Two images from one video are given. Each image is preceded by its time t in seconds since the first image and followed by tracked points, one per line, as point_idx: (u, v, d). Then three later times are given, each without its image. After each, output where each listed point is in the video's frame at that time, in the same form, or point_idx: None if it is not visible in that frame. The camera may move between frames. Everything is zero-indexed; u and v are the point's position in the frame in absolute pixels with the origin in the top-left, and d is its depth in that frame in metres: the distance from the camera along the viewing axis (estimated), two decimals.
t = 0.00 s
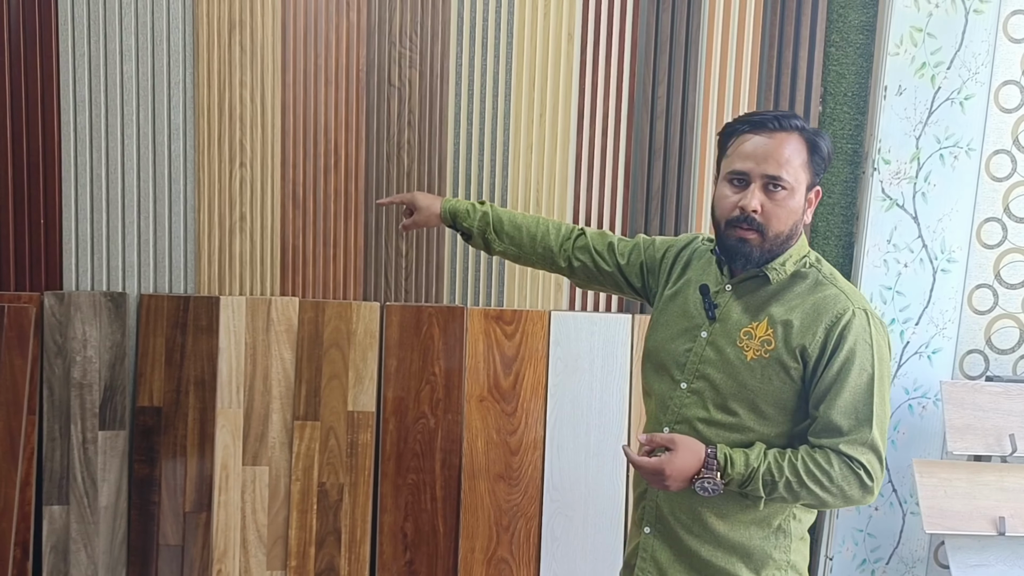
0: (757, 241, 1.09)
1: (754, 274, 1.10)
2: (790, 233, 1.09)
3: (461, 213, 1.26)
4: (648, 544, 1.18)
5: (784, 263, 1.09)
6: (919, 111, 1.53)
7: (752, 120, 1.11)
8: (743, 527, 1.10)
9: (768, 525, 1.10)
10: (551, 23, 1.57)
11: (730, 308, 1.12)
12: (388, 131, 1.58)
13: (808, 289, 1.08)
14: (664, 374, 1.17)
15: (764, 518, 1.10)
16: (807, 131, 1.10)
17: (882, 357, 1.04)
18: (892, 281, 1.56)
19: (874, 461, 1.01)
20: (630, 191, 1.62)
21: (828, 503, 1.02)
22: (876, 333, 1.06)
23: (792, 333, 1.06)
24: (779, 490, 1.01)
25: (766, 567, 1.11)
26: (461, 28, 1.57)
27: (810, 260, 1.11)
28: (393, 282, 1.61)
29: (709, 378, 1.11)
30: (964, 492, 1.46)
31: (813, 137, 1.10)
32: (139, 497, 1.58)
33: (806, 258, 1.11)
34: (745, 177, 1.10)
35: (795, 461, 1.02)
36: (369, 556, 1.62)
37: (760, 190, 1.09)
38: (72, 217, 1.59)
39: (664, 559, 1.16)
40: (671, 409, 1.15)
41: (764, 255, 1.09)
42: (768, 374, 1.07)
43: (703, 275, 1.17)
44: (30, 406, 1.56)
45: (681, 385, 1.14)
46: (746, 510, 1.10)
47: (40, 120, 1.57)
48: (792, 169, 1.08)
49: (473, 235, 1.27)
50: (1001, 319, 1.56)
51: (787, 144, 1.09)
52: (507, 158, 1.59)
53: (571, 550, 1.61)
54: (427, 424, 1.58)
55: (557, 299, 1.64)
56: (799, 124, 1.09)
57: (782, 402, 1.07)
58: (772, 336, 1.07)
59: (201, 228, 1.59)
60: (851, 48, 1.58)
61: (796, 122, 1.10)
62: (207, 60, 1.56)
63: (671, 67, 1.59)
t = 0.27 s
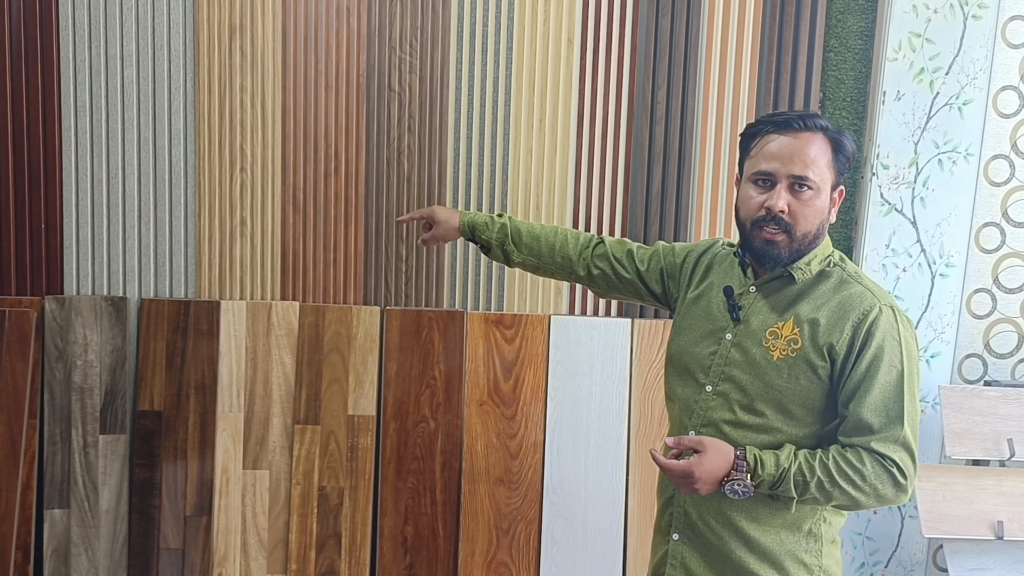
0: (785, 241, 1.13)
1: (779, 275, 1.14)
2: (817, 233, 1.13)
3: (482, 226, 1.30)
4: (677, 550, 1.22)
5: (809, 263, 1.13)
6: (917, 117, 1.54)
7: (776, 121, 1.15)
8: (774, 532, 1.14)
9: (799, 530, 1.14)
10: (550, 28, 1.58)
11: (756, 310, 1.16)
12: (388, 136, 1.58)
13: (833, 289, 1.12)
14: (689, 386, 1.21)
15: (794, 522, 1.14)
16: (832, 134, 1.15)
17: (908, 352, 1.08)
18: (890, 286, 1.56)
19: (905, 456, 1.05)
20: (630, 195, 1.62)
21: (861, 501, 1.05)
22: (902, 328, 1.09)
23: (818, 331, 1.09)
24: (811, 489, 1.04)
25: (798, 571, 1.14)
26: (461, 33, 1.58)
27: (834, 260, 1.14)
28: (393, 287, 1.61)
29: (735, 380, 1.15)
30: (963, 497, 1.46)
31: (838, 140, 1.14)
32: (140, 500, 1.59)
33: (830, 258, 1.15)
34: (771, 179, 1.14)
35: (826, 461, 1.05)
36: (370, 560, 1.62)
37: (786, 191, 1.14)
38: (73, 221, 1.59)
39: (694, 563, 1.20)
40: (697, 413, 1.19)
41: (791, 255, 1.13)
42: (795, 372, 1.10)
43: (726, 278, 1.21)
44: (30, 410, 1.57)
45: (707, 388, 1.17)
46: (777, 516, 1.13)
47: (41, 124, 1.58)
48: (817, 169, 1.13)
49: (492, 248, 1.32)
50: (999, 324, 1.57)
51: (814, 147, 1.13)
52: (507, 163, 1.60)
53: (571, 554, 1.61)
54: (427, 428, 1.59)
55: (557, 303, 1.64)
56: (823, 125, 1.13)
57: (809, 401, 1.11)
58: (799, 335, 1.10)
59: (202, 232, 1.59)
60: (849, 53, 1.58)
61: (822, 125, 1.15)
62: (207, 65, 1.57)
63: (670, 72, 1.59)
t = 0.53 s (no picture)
0: (803, 241, 1.14)
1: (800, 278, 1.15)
2: (836, 232, 1.13)
3: (507, 234, 1.34)
4: (700, 555, 1.24)
5: (828, 266, 1.13)
6: (913, 118, 1.54)
7: (793, 122, 1.15)
8: (798, 538, 1.14)
9: (823, 536, 1.15)
10: (548, 30, 1.58)
11: (776, 315, 1.16)
12: (385, 138, 1.58)
13: (854, 290, 1.12)
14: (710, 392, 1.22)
15: (819, 529, 1.14)
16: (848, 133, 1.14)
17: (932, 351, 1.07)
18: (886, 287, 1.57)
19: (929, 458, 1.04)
20: (627, 197, 1.62)
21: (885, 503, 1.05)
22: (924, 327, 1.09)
23: (838, 334, 1.10)
24: (833, 493, 1.04)
25: None
26: (459, 34, 1.58)
27: (855, 261, 1.14)
28: (390, 288, 1.61)
29: (755, 384, 1.16)
30: (959, 497, 1.46)
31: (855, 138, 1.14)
32: (137, 501, 1.59)
33: (851, 260, 1.15)
34: (789, 180, 1.14)
35: (847, 464, 1.05)
36: (367, 560, 1.63)
37: (804, 192, 1.14)
38: (70, 222, 1.59)
39: (715, 567, 1.22)
40: (720, 418, 1.20)
41: (810, 256, 1.13)
42: (815, 375, 1.11)
43: (747, 281, 1.22)
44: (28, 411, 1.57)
45: (728, 393, 1.19)
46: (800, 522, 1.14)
47: (39, 125, 1.58)
48: (836, 169, 1.12)
49: (517, 257, 1.34)
50: (994, 325, 1.57)
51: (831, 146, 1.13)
52: (504, 164, 1.60)
53: (568, 555, 1.61)
54: (425, 429, 1.59)
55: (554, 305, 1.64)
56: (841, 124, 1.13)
57: (831, 404, 1.11)
58: (818, 338, 1.11)
59: (199, 233, 1.59)
60: (845, 54, 1.58)
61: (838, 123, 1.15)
62: (204, 66, 1.57)
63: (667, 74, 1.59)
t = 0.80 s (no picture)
0: (821, 248, 1.14)
1: (815, 281, 1.16)
2: (853, 237, 1.14)
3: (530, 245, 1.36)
4: (714, 555, 1.27)
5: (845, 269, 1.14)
6: (905, 118, 1.54)
7: (803, 128, 1.16)
8: (810, 541, 1.15)
9: (837, 540, 1.15)
10: (539, 30, 1.58)
11: (791, 317, 1.18)
12: (377, 138, 1.58)
13: (870, 293, 1.12)
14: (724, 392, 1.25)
15: (832, 532, 1.15)
16: (860, 135, 1.14)
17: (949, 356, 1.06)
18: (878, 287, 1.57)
19: (941, 465, 1.04)
20: (619, 197, 1.62)
21: (894, 508, 1.05)
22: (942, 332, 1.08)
23: (852, 337, 1.10)
24: (840, 495, 1.05)
25: None
26: (450, 34, 1.58)
27: (872, 264, 1.14)
28: (382, 289, 1.61)
29: (769, 386, 1.18)
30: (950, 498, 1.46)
31: (867, 139, 1.14)
32: (128, 503, 1.58)
33: (868, 262, 1.15)
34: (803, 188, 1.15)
35: (856, 467, 1.06)
36: (359, 562, 1.62)
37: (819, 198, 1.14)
38: (60, 223, 1.59)
39: (728, 566, 1.24)
40: (733, 418, 1.22)
41: (829, 262, 1.14)
42: (828, 378, 1.12)
43: (765, 284, 1.23)
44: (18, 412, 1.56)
45: (742, 395, 1.21)
46: (812, 525, 1.15)
47: (29, 125, 1.57)
48: (850, 173, 1.13)
49: (540, 266, 1.37)
50: (986, 325, 1.57)
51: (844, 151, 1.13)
52: (496, 165, 1.59)
53: (561, 556, 1.60)
54: (417, 430, 1.59)
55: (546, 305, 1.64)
56: (852, 128, 1.13)
57: (844, 407, 1.12)
58: (832, 341, 1.12)
59: (189, 234, 1.58)
60: (837, 55, 1.58)
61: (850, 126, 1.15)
62: (195, 66, 1.56)
63: (659, 74, 1.59)
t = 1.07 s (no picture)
0: (829, 245, 1.15)
1: (824, 282, 1.15)
2: (863, 236, 1.14)
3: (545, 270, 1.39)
4: (719, 556, 1.27)
5: (853, 271, 1.13)
6: (897, 117, 1.54)
7: (819, 124, 1.18)
8: (815, 543, 1.15)
9: (843, 542, 1.14)
10: (530, 29, 1.57)
11: (798, 319, 1.17)
12: (367, 138, 1.57)
13: (879, 294, 1.11)
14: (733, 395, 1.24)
15: (838, 534, 1.14)
16: (875, 135, 1.15)
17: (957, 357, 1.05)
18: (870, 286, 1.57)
19: (946, 469, 1.02)
20: (610, 196, 1.61)
21: (899, 511, 1.04)
22: (951, 333, 1.07)
23: (858, 339, 1.09)
24: (844, 500, 1.04)
25: None
26: (441, 33, 1.57)
27: (882, 265, 1.13)
28: (373, 288, 1.60)
29: (776, 387, 1.17)
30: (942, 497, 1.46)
31: (884, 140, 1.14)
32: (117, 504, 1.57)
33: (877, 263, 1.14)
34: (814, 182, 1.16)
35: (861, 471, 1.05)
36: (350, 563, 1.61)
37: (831, 194, 1.15)
38: (49, 223, 1.58)
39: (733, 567, 1.24)
40: (740, 420, 1.22)
41: (836, 259, 1.14)
42: (834, 381, 1.11)
43: (774, 286, 1.23)
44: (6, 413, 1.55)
45: (750, 396, 1.20)
46: (819, 528, 1.14)
47: (17, 124, 1.56)
48: (862, 172, 1.14)
49: (559, 292, 1.39)
50: (978, 324, 1.57)
51: (859, 149, 1.14)
52: (487, 165, 1.59)
53: (553, 557, 1.60)
54: (408, 431, 1.58)
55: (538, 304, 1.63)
56: (867, 126, 1.14)
57: (849, 410, 1.11)
58: (838, 343, 1.11)
59: (179, 234, 1.58)
60: (829, 53, 1.57)
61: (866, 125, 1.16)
62: (184, 65, 1.55)
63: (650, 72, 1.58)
